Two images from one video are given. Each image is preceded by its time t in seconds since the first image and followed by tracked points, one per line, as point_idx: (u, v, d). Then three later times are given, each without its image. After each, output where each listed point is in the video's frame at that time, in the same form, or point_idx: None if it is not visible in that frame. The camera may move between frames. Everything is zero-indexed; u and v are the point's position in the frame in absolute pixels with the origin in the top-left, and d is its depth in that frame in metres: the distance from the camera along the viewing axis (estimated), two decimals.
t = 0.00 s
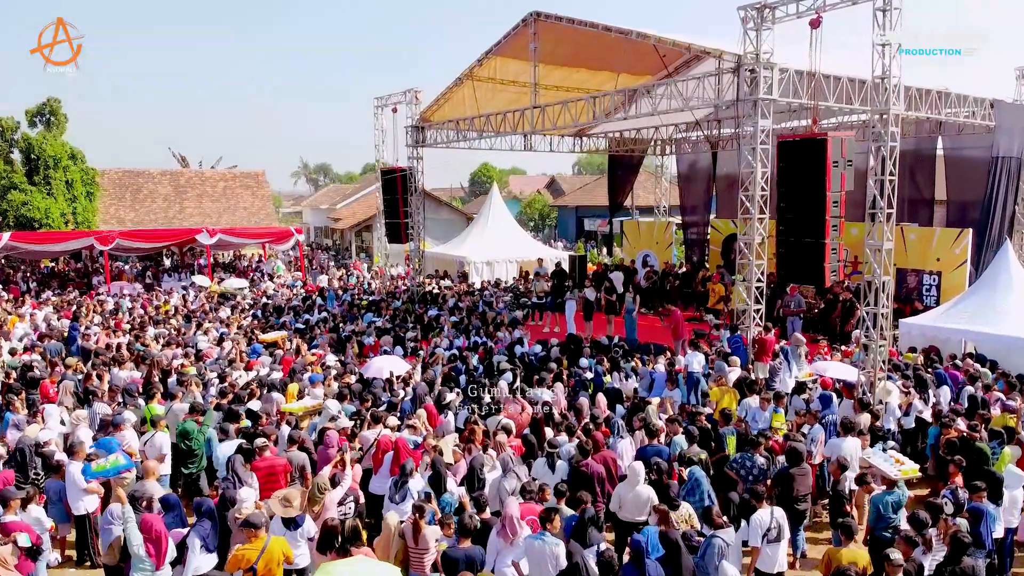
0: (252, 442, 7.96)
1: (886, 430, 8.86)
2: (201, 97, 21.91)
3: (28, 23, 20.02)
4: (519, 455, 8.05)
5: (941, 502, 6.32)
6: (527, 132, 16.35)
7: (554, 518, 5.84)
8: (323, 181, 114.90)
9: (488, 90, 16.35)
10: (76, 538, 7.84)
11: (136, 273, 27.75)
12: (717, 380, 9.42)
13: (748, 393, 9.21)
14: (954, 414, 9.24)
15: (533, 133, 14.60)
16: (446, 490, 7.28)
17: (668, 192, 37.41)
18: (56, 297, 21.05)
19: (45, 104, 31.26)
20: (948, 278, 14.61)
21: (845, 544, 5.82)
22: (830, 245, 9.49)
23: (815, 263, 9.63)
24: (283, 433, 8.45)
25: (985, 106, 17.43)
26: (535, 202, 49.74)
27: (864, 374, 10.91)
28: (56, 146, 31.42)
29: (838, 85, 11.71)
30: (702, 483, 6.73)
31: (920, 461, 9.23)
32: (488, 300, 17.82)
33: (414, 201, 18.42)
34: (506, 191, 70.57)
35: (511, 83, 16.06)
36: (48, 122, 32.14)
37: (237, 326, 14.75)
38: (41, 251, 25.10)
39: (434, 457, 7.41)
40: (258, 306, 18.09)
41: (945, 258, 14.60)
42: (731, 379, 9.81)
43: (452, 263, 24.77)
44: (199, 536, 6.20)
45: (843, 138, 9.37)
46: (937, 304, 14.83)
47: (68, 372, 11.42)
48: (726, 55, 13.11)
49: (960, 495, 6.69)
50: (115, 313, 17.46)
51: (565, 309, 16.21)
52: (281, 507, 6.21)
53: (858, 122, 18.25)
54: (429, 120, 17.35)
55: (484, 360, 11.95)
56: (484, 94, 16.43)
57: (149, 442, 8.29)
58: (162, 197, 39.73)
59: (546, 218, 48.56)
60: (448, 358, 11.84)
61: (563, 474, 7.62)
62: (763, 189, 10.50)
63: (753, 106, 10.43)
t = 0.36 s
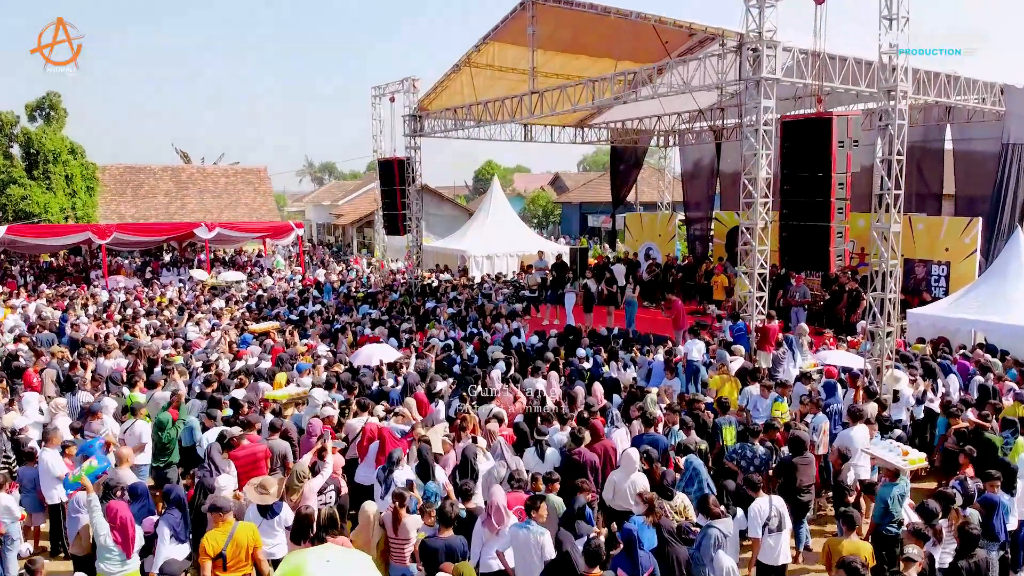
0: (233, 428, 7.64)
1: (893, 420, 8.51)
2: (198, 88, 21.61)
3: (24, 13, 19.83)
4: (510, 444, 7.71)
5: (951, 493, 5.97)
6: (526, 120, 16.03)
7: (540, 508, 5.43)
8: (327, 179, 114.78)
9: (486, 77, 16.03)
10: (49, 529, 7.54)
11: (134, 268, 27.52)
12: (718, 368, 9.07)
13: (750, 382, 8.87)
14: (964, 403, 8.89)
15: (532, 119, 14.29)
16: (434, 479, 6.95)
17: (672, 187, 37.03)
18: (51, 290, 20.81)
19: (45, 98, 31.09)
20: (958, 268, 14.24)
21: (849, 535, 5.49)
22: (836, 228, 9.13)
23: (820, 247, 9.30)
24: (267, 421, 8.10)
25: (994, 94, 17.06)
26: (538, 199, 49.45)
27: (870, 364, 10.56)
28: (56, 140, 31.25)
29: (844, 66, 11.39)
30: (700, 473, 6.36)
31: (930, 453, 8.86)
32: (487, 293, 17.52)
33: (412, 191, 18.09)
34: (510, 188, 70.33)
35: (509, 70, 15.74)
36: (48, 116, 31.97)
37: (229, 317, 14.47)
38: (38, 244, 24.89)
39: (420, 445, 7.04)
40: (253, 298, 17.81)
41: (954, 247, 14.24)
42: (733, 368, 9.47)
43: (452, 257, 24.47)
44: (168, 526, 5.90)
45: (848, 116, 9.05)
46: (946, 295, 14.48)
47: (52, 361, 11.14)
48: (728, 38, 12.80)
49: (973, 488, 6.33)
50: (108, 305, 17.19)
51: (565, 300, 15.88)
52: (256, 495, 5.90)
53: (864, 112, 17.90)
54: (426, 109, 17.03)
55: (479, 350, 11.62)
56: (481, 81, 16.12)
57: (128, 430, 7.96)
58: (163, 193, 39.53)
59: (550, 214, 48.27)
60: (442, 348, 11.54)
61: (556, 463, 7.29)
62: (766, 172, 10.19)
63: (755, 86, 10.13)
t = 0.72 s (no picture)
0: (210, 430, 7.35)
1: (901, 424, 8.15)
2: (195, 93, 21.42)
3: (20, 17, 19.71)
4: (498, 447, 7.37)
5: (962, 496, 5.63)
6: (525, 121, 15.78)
7: (523, 512, 5.13)
8: (332, 190, 114.93)
9: (483, 79, 15.77)
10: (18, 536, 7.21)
11: (132, 275, 27.29)
12: (716, 370, 8.72)
13: (751, 385, 8.50)
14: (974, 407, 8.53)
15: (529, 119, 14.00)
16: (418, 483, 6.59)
17: (676, 195, 36.71)
18: (45, 296, 20.55)
19: (45, 106, 31.00)
20: (966, 271, 13.89)
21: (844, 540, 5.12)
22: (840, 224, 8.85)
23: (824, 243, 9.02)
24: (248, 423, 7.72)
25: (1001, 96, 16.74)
26: (541, 207, 49.20)
27: (877, 367, 10.19)
28: (56, 147, 31.15)
29: (847, 61, 11.11)
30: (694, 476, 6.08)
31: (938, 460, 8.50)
32: (485, 298, 17.20)
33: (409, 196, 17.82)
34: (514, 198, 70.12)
35: (507, 71, 15.48)
36: (48, 123, 31.92)
37: (221, 321, 14.16)
38: (34, 251, 24.67)
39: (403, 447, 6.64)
40: (248, 303, 17.51)
41: (962, 250, 13.90)
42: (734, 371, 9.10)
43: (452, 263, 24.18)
44: (132, 530, 5.60)
45: (852, 109, 8.77)
46: (954, 300, 14.11)
47: (34, 364, 10.83)
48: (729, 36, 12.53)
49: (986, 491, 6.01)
50: (100, 310, 16.91)
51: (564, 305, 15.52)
52: (229, 496, 5.59)
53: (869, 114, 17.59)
54: (422, 112, 16.75)
55: (473, 354, 11.29)
56: (479, 83, 15.85)
57: (104, 432, 7.63)
58: (164, 202, 39.38)
59: (553, 223, 48.02)
60: (435, 351, 11.21)
61: (544, 466, 6.98)
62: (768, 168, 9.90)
63: (756, 80, 9.87)
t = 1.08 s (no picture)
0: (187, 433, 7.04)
1: (910, 428, 7.81)
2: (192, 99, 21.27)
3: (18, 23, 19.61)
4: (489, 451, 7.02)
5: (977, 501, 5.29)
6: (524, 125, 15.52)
7: (507, 516, 4.78)
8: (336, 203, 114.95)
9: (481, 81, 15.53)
10: None
11: (130, 284, 27.04)
12: (717, 372, 8.37)
13: (752, 387, 8.17)
14: (986, 411, 8.19)
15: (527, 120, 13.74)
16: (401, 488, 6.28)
17: (680, 203, 36.40)
18: (38, 303, 20.28)
19: (46, 114, 30.93)
20: (975, 276, 13.56)
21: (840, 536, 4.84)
22: (844, 221, 8.57)
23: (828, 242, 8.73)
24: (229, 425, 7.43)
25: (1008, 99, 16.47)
26: (545, 218, 48.93)
27: (883, 371, 9.85)
28: (56, 156, 31.06)
29: (851, 58, 10.87)
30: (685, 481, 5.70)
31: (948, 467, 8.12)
32: (482, 305, 16.91)
33: (406, 201, 17.55)
34: (518, 210, 69.92)
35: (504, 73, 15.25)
36: (49, 132, 31.89)
37: (212, 326, 13.88)
38: (31, 259, 24.44)
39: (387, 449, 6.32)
40: (243, 309, 17.23)
41: (970, 254, 13.56)
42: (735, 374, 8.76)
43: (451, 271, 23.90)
44: (94, 533, 5.30)
45: (856, 102, 8.51)
46: (963, 305, 13.76)
47: (16, 367, 10.55)
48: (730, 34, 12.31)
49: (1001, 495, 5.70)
50: (92, 316, 16.63)
51: (563, 311, 15.21)
52: (200, 501, 5.29)
53: (874, 118, 17.30)
54: (420, 116, 16.50)
55: (467, 358, 10.96)
56: (476, 85, 15.63)
57: (80, 435, 7.36)
58: (165, 212, 39.25)
59: (556, 234, 47.75)
60: (427, 355, 10.90)
61: (535, 471, 6.66)
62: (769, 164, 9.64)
63: (758, 75, 9.63)
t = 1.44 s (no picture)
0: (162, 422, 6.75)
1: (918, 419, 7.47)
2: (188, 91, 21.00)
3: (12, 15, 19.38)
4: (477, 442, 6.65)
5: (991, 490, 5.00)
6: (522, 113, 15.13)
7: (487, 504, 4.45)
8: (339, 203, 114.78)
9: (478, 69, 15.20)
10: None
11: (127, 280, 26.78)
12: (717, 361, 8.03)
13: (754, 376, 7.84)
14: (997, 402, 7.86)
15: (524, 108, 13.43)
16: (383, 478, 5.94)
17: (684, 200, 36.04)
18: (31, 298, 20.01)
19: (45, 110, 30.73)
20: (984, 267, 13.21)
21: (848, 525, 4.52)
22: (850, 204, 8.24)
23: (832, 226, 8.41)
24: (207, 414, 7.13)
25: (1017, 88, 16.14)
26: (548, 216, 48.59)
27: (890, 361, 9.52)
28: (54, 152, 30.86)
29: (856, 39, 10.55)
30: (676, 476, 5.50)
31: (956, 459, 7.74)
32: (480, 299, 16.60)
33: (403, 193, 17.23)
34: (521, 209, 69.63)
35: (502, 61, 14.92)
36: (47, 128, 31.68)
37: (202, 319, 13.59)
38: (27, 254, 24.19)
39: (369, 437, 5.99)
40: (237, 302, 16.96)
41: (979, 245, 13.21)
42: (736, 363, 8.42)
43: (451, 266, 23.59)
44: (54, 523, 5.00)
45: (863, 80, 8.18)
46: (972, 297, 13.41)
47: None
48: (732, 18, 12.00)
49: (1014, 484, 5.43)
50: (83, 310, 16.36)
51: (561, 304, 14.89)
52: (164, 488, 4.99)
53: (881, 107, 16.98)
54: (416, 105, 16.16)
55: (461, 349, 10.63)
56: (474, 73, 15.30)
57: (54, 425, 7.08)
58: (165, 209, 39.02)
59: (559, 232, 47.47)
60: (419, 345, 10.60)
61: (525, 462, 6.31)
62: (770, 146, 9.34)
63: (760, 53, 9.32)
